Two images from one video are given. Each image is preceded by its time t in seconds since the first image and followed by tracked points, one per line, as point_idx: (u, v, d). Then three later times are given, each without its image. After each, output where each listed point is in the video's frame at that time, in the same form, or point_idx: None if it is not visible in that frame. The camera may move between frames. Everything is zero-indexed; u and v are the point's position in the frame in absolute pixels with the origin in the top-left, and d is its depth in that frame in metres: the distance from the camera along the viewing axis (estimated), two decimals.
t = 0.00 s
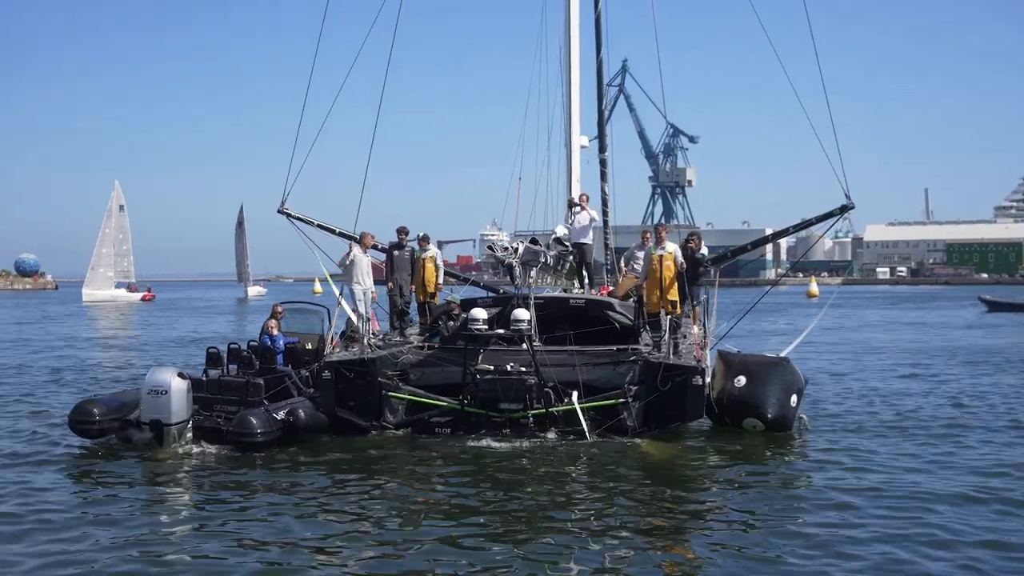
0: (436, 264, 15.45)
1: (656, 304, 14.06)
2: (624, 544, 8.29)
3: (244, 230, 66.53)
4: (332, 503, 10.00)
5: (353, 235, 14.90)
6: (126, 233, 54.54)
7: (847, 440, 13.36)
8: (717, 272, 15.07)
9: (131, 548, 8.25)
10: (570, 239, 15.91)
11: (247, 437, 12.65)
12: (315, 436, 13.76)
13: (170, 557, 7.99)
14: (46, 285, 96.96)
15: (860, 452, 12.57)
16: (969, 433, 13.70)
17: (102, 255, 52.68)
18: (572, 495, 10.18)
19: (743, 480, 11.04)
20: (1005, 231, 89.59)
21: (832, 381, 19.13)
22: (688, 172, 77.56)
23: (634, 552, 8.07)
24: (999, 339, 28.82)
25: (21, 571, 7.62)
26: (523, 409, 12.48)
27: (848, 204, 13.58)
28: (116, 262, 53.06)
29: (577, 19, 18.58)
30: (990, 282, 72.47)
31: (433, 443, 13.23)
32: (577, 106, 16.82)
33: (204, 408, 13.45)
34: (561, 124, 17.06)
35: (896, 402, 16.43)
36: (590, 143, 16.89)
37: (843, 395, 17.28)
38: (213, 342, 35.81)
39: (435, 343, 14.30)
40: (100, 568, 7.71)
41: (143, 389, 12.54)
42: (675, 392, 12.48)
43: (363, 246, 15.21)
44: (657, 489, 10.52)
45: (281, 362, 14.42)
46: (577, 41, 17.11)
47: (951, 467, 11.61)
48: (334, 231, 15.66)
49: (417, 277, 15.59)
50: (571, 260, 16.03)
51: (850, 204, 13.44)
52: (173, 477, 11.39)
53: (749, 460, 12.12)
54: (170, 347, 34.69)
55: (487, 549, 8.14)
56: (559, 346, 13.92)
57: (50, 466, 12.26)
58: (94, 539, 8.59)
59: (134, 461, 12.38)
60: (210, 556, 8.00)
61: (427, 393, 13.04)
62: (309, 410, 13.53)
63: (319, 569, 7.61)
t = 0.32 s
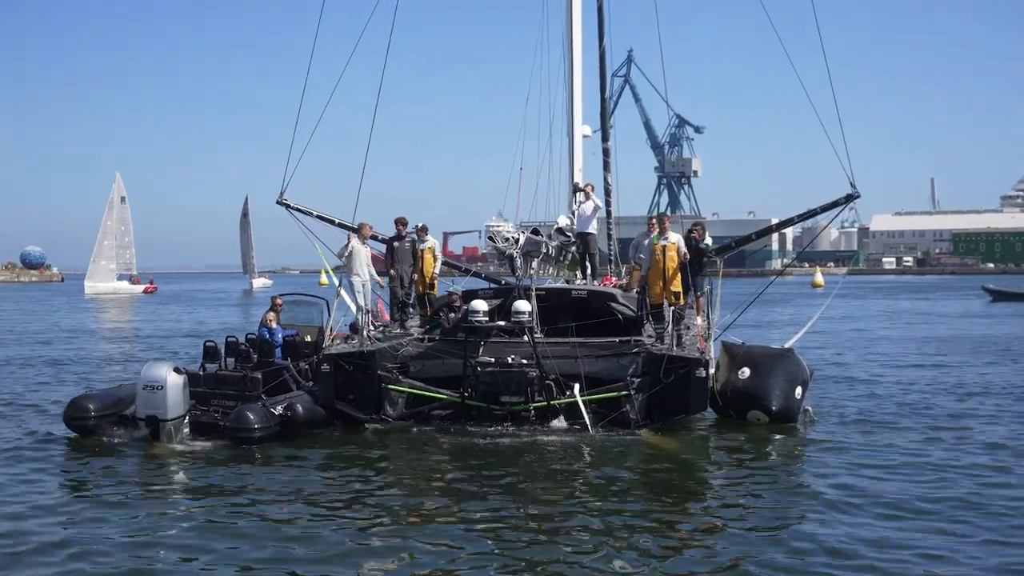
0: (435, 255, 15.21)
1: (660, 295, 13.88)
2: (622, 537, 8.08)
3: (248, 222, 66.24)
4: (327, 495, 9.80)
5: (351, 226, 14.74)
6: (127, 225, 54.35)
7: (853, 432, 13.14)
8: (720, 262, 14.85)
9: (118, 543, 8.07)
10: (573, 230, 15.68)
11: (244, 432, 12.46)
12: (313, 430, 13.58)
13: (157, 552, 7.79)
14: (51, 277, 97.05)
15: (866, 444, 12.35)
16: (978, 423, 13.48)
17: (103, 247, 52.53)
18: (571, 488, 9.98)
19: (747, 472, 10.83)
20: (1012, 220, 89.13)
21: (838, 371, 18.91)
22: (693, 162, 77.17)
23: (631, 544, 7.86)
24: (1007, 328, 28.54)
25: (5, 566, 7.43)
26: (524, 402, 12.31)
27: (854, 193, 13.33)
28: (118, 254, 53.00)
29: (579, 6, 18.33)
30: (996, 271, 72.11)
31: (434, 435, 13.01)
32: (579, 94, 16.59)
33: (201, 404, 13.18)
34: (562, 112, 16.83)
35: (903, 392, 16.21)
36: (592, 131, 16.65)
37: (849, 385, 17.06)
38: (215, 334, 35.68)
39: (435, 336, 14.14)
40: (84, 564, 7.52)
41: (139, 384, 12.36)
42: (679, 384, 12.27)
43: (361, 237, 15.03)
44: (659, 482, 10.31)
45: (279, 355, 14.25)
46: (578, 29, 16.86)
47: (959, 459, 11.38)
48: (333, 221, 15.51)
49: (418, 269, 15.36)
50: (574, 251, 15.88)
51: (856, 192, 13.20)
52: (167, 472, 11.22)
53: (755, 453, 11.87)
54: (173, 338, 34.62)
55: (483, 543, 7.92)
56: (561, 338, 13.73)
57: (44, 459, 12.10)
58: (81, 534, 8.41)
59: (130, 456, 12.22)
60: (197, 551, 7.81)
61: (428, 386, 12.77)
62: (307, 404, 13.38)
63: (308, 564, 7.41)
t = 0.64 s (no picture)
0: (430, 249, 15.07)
1: (659, 290, 13.58)
2: (612, 532, 7.87)
3: (247, 216, 66.10)
4: (315, 489, 9.60)
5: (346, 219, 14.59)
6: (126, 220, 54.26)
7: (855, 426, 12.91)
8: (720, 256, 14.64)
9: (97, 536, 7.89)
10: (571, 223, 15.50)
11: (237, 430, 12.27)
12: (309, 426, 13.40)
13: (136, 546, 7.61)
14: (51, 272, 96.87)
15: (870, 439, 12.12)
16: (982, 419, 13.23)
17: (101, 241, 52.45)
18: (568, 485, 9.74)
19: (747, 468, 10.61)
20: (1015, 214, 88.73)
21: (840, 366, 18.68)
22: (695, 157, 76.90)
23: (622, 540, 7.65)
24: (1010, 322, 28.27)
25: None
26: (521, 399, 11.98)
27: (855, 185, 13.14)
28: (116, 249, 52.81)
29: None
30: (998, 266, 71.76)
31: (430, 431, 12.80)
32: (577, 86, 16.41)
33: (194, 400, 12.93)
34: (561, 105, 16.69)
35: (906, 387, 15.96)
36: (590, 123, 16.46)
37: (852, 380, 16.84)
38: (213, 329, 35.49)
39: (431, 330, 13.95)
40: (61, 557, 7.35)
41: (130, 381, 12.19)
42: (678, 380, 12.00)
43: (356, 230, 14.88)
44: (658, 478, 10.09)
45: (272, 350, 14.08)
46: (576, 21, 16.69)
47: (963, 454, 11.15)
48: (328, 214, 15.35)
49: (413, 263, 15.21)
50: (572, 245, 15.58)
51: (857, 185, 13.01)
52: (156, 468, 11.04)
53: (755, 448, 11.65)
54: (171, 333, 34.41)
55: (469, 540, 7.70)
56: (558, 333, 13.57)
57: (32, 454, 11.95)
58: (62, 526, 8.25)
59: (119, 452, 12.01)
60: (178, 546, 7.59)
61: (423, 381, 12.52)
62: (301, 400, 13.13)
63: (289, 560, 7.21)
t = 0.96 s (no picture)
0: (427, 249, 14.97)
1: (659, 290, 13.44)
2: (608, 535, 7.62)
3: (248, 216, 65.93)
4: (306, 490, 9.39)
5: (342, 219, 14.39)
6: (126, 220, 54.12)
7: (859, 426, 12.68)
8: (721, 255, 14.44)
9: (79, 540, 7.69)
10: (570, 223, 15.28)
11: (230, 432, 12.04)
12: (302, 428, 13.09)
13: (118, 550, 7.41)
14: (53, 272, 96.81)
15: (875, 439, 11.88)
16: (987, 417, 13.00)
17: (101, 242, 52.36)
18: (567, 485, 9.52)
19: (750, 470, 10.37)
20: (1018, 213, 88.38)
21: (843, 365, 18.46)
22: (697, 156, 76.67)
23: (622, 542, 7.42)
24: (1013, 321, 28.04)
25: None
26: (519, 401, 11.79)
27: (856, 183, 12.93)
28: (116, 249, 52.67)
29: None
30: (1001, 264, 71.45)
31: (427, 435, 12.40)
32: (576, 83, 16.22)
33: (187, 403, 12.63)
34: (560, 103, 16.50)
35: (910, 386, 15.73)
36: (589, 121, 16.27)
37: (855, 379, 16.61)
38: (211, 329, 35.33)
39: (428, 331, 13.74)
40: (42, 562, 7.14)
41: (121, 383, 11.82)
42: (678, 381, 11.82)
43: (352, 230, 14.69)
44: (659, 480, 9.85)
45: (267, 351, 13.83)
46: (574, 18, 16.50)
47: (970, 453, 10.92)
48: (325, 214, 15.19)
49: (411, 263, 15.03)
50: (571, 244, 15.41)
51: (859, 183, 12.79)
52: (146, 471, 10.84)
53: (758, 450, 11.42)
54: (169, 333, 34.26)
55: (458, 543, 7.45)
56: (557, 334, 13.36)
57: (22, 456, 11.76)
58: (45, 530, 8.06)
59: (110, 455, 11.78)
60: (164, 550, 7.36)
61: (420, 383, 12.22)
62: (296, 401, 12.91)
63: (279, 564, 6.99)
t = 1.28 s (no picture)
0: (425, 249, 14.83)
1: (658, 291, 13.22)
2: (602, 539, 7.40)
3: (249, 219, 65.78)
4: (295, 492, 9.18)
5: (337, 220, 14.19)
6: (124, 222, 53.92)
7: (864, 428, 12.44)
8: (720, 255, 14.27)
9: (60, 546, 7.48)
10: (568, 223, 15.12)
11: (223, 438, 11.67)
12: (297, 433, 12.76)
13: (99, 557, 7.20)
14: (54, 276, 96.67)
15: (879, 440, 11.65)
16: (992, 418, 12.77)
17: (100, 244, 52.25)
18: (568, 489, 9.27)
19: (755, 473, 10.13)
20: (1021, 212, 88.09)
21: (846, 365, 18.24)
22: (699, 156, 76.46)
23: (626, 547, 7.18)
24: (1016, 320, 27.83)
25: None
26: (516, 404, 11.57)
27: (858, 183, 12.71)
28: (115, 252, 52.51)
29: None
30: (1004, 264, 71.15)
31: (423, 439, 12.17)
32: (574, 83, 16.04)
33: (180, 408, 12.42)
34: (558, 102, 16.33)
35: (914, 387, 15.50)
36: (587, 120, 16.09)
37: (859, 379, 16.39)
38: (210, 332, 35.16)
39: (425, 333, 13.39)
40: (25, 570, 6.90)
41: (111, 387, 11.53)
42: (678, 384, 11.59)
43: (347, 231, 14.49)
44: (663, 484, 9.60)
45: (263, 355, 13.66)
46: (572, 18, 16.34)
47: (978, 454, 10.67)
48: (321, 215, 15.00)
49: (407, 263, 14.86)
50: (570, 245, 15.16)
51: (860, 182, 12.58)
52: (136, 475, 10.64)
53: (760, 453, 11.18)
54: (167, 337, 34.08)
55: (447, 548, 7.23)
56: (555, 336, 13.13)
57: (11, 461, 11.57)
58: (26, 536, 7.86)
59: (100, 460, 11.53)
60: (151, 559, 7.12)
61: (416, 386, 11.99)
62: (289, 406, 12.43)
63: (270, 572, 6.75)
